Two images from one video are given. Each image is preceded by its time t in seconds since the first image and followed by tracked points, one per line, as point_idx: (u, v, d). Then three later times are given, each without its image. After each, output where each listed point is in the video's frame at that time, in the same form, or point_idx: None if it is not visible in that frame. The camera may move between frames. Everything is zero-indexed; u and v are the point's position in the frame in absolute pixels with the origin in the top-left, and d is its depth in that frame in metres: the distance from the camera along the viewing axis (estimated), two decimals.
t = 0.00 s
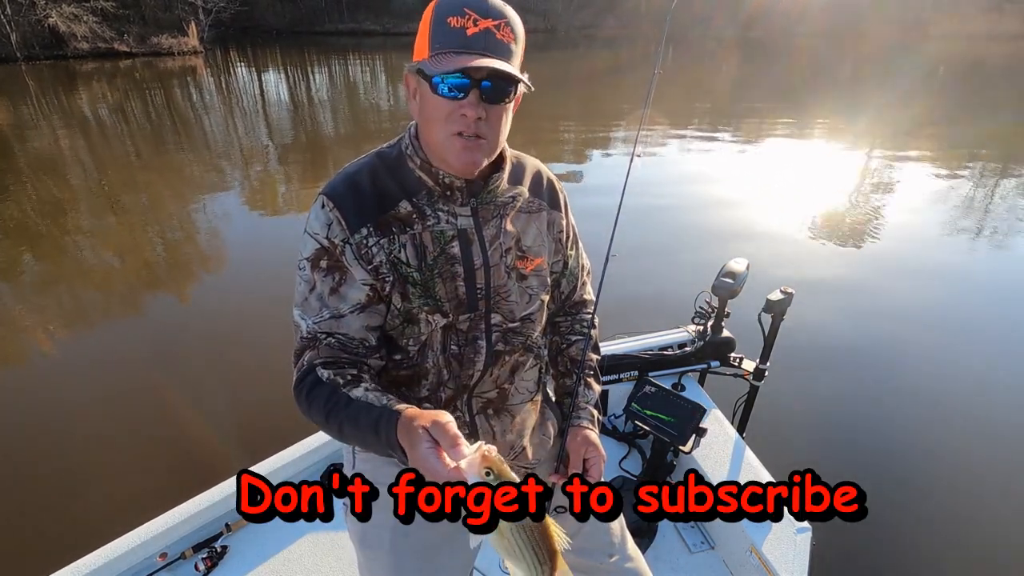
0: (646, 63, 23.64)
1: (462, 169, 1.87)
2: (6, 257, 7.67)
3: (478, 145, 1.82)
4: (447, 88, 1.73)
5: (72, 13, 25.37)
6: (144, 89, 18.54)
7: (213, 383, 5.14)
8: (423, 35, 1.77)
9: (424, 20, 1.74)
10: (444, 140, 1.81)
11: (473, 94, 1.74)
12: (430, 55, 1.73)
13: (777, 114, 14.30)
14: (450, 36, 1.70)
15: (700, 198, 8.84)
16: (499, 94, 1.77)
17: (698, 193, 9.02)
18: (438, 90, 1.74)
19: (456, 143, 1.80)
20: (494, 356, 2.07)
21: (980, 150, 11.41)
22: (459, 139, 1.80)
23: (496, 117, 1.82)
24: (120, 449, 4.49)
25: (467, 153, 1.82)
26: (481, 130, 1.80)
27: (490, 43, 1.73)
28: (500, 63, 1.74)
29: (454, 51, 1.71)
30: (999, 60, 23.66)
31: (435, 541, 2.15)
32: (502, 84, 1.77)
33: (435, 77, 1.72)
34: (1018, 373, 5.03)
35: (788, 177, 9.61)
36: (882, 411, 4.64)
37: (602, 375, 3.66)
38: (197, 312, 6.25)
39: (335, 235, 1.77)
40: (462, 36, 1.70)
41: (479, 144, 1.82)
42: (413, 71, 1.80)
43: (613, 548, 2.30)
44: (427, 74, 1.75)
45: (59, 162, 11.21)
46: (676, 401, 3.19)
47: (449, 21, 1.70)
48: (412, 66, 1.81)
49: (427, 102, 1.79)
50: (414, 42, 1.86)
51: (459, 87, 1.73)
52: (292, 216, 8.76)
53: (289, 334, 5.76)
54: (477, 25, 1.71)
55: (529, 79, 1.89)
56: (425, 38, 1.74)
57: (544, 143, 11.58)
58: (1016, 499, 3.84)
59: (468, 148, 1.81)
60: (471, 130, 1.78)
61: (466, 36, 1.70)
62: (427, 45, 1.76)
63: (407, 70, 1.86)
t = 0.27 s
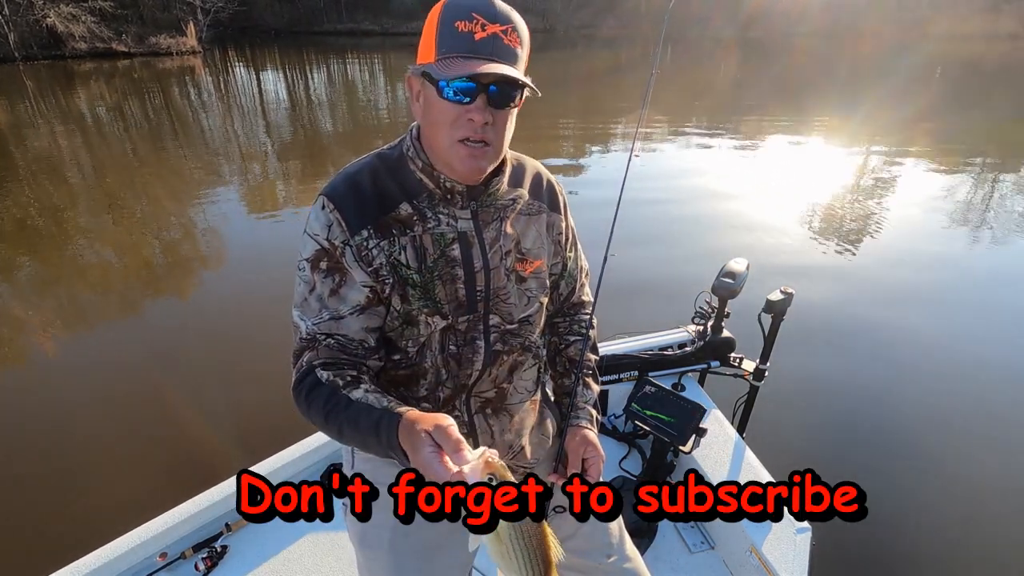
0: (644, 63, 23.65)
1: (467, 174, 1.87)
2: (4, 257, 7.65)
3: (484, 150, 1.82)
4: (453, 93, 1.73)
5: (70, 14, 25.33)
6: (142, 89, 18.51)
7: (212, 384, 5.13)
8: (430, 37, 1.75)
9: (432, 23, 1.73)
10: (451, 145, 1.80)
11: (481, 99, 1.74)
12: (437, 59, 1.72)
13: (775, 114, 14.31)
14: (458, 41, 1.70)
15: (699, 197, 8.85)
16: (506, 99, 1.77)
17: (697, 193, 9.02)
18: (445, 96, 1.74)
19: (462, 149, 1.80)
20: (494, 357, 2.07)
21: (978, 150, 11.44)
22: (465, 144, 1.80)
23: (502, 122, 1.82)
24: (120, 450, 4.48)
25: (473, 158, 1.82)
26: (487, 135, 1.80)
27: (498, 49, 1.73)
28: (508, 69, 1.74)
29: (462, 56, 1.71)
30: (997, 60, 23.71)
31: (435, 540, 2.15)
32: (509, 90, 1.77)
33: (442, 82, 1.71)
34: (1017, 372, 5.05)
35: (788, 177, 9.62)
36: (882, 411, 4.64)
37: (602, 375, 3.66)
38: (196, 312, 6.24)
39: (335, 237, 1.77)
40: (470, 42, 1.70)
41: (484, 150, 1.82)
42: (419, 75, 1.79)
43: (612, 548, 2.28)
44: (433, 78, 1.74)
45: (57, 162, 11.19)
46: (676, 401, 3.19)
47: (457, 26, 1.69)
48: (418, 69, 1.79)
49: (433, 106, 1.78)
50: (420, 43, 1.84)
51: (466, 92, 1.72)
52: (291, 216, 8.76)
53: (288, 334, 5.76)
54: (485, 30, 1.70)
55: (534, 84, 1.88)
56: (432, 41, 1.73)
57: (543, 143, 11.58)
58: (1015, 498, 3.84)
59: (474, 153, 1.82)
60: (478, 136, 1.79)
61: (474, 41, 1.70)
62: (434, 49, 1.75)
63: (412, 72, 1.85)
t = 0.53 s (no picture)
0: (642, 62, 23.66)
1: (471, 170, 1.86)
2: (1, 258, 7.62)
3: (486, 144, 1.81)
4: (449, 89, 1.73)
5: (67, 13, 25.22)
6: (139, 89, 18.45)
7: (211, 384, 5.12)
8: (422, 37, 1.76)
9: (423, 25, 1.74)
10: (452, 142, 1.79)
11: (478, 93, 1.74)
12: (432, 57, 1.73)
13: (773, 113, 14.33)
14: (452, 37, 1.71)
15: (698, 197, 8.85)
16: (501, 91, 1.78)
17: (696, 193, 9.02)
18: (442, 92, 1.74)
19: (463, 145, 1.79)
20: (494, 357, 2.07)
21: (976, 150, 11.45)
22: (466, 139, 1.79)
23: (500, 116, 1.82)
24: (120, 450, 4.47)
25: (475, 153, 1.81)
26: (488, 129, 1.80)
27: (492, 42, 1.75)
28: (503, 61, 1.75)
29: (456, 51, 1.72)
30: (994, 60, 23.76)
31: (436, 540, 2.16)
32: (504, 82, 1.78)
33: (439, 79, 1.72)
34: (1015, 371, 5.06)
35: (786, 177, 9.62)
36: (880, 411, 4.65)
37: (602, 375, 3.66)
38: (194, 313, 6.22)
39: (336, 238, 1.76)
40: (464, 36, 1.71)
41: (486, 143, 1.81)
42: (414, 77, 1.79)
43: (612, 548, 2.30)
44: (429, 77, 1.74)
45: (54, 162, 11.15)
46: (676, 401, 3.19)
47: (450, 22, 1.70)
48: (412, 71, 1.79)
49: (430, 105, 1.78)
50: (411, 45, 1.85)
51: (462, 87, 1.73)
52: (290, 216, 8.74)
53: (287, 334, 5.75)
54: (478, 24, 1.72)
55: (529, 77, 1.90)
56: (425, 40, 1.74)
57: (541, 143, 11.56)
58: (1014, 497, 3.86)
59: (475, 148, 1.81)
60: (478, 130, 1.78)
61: (468, 35, 1.72)
62: (427, 48, 1.76)
63: (406, 76, 1.85)
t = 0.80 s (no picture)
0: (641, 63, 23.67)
1: (469, 168, 1.85)
2: None
3: (484, 140, 1.80)
4: (447, 86, 1.73)
5: (66, 13, 25.14)
6: (138, 89, 18.43)
7: (210, 384, 5.12)
8: (418, 35, 1.76)
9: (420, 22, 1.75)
10: (449, 139, 1.78)
11: (475, 89, 1.74)
12: (429, 55, 1.73)
13: (772, 113, 14.34)
14: (448, 35, 1.72)
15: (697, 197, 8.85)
16: (499, 88, 1.78)
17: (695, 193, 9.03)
18: (439, 89, 1.73)
19: (461, 141, 1.78)
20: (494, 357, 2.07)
21: (974, 150, 11.46)
22: (463, 136, 1.78)
23: (497, 112, 1.82)
24: (120, 450, 4.47)
25: (473, 150, 1.81)
26: (485, 126, 1.79)
27: (488, 39, 1.75)
28: (499, 57, 1.75)
29: (452, 49, 1.72)
30: (992, 60, 23.80)
31: (436, 540, 2.15)
32: (501, 78, 1.78)
33: (435, 76, 1.72)
34: (1015, 371, 5.06)
35: (785, 178, 9.62)
36: (880, 411, 4.65)
37: (602, 375, 3.66)
38: (194, 314, 6.21)
39: (335, 235, 1.76)
40: (460, 34, 1.72)
41: (483, 140, 1.80)
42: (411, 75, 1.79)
43: (613, 548, 2.29)
44: (426, 74, 1.74)
45: (53, 163, 11.12)
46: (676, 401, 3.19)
47: (446, 20, 1.71)
48: (409, 69, 1.79)
49: (427, 102, 1.77)
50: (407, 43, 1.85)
51: (460, 84, 1.73)
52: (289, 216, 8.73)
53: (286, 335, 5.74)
54: (474, 21, 1.72)
55: (526, 74, 1.90)
56: (422, 38, 1.74)
57: (540, 143, 11.55)
58: (1014, 497, 3.86)
59: (473, 144, 1.80)
60: (476, 126, 1.77)
61: (465, 32, 1.72)
62: (423, 45, 1.76)
63: (403, 74, 1.85)
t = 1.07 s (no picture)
0: (640, 63, 23.69)
1: (464, 169, 1.85)
2: None
3: (479, 143, 1.80)
4: (445, 86, 1.72)
5: (64, 13, 25.07)
6: (136, 89, 18.40)
7: (210, 385, 5.11)
8: (419, 35, 1.76)
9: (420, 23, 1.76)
10: (446, 140, 1.79)
11: (473, 91, 1.74)
12: (428, 54, 1.73)
13: (770, 114, 14.35)
14: (447, 36, 1.72)
15: (696, 197, 8.84)
16: (497, 90, 1.78)
17: (694, 193, 9.03)
18: (437, 89, 1.73)
19: (457, 142, 1.78)
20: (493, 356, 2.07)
21: (972, 150, 11.48)
22: (460, 138, 1.78)
23: (494, 114, 1.82)
24: (119, 450, 4.46)
25: (469, 152, 1.80)
26: (482, 127, 1.79)
27: (488, 41, 1.75)
28: (498, 60, 1.75)
29: (451, 50, 1.72)
30: (990, 60, 23.85)
31: (436, 541, 2.15)
32: (500, 82, 1.78)
33: (434, 76, 1.71)
34: (1014, 372, 5.07)
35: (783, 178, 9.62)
36: (879, 411, 4.66)
37: (602, 375, 3.65)
38: (192, 314, 6.20)
39: (333, 231, 1.76)
40: (460, 35, 1.72)
41: (479, 143, 1.80)
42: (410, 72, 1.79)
43: (612, 548, 2.28)
44: (425, 74, 1.74)
45: (51, 163, 11.10)
46: (676, 401, 3.19)
47: (446, 21, 1.71)
48: (409, 67, 1.80)
49: (425, 102, 1.77)
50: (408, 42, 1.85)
51: (458, 85, 1.73)
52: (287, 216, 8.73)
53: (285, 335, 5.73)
54: (474, 22, 1.73)
55: (525, 77, 1.90)
56: (422, 38, 1.75)
57: (538, 143, 11.55)
58: (1012, 496, 3.88)
59: (469, 146, 1.80)
60: (472, 128, 1.77)
61: (465, 33, 1.72)
62: (424, 44, 1.76)
63: (402, 71, 1.86)
